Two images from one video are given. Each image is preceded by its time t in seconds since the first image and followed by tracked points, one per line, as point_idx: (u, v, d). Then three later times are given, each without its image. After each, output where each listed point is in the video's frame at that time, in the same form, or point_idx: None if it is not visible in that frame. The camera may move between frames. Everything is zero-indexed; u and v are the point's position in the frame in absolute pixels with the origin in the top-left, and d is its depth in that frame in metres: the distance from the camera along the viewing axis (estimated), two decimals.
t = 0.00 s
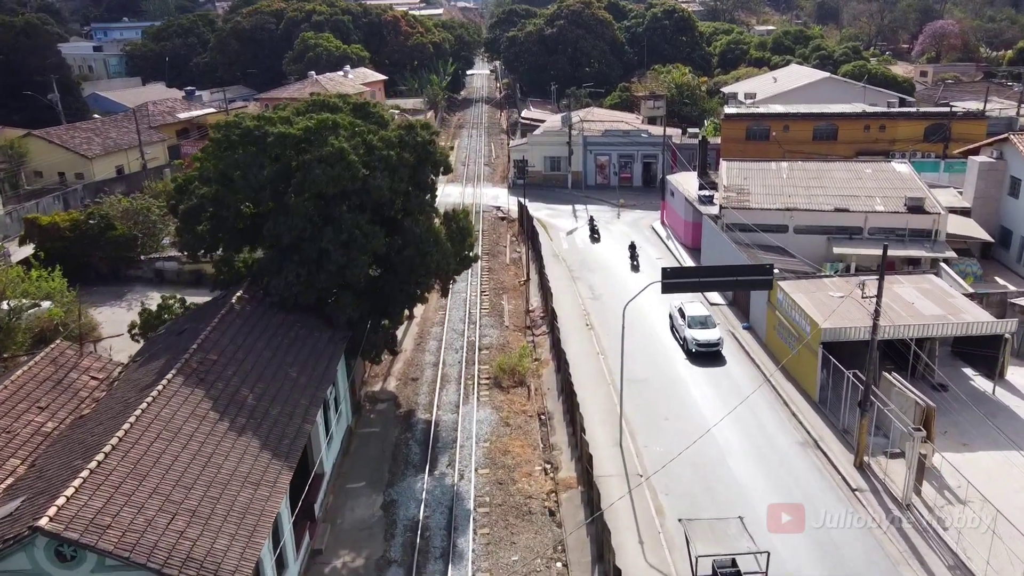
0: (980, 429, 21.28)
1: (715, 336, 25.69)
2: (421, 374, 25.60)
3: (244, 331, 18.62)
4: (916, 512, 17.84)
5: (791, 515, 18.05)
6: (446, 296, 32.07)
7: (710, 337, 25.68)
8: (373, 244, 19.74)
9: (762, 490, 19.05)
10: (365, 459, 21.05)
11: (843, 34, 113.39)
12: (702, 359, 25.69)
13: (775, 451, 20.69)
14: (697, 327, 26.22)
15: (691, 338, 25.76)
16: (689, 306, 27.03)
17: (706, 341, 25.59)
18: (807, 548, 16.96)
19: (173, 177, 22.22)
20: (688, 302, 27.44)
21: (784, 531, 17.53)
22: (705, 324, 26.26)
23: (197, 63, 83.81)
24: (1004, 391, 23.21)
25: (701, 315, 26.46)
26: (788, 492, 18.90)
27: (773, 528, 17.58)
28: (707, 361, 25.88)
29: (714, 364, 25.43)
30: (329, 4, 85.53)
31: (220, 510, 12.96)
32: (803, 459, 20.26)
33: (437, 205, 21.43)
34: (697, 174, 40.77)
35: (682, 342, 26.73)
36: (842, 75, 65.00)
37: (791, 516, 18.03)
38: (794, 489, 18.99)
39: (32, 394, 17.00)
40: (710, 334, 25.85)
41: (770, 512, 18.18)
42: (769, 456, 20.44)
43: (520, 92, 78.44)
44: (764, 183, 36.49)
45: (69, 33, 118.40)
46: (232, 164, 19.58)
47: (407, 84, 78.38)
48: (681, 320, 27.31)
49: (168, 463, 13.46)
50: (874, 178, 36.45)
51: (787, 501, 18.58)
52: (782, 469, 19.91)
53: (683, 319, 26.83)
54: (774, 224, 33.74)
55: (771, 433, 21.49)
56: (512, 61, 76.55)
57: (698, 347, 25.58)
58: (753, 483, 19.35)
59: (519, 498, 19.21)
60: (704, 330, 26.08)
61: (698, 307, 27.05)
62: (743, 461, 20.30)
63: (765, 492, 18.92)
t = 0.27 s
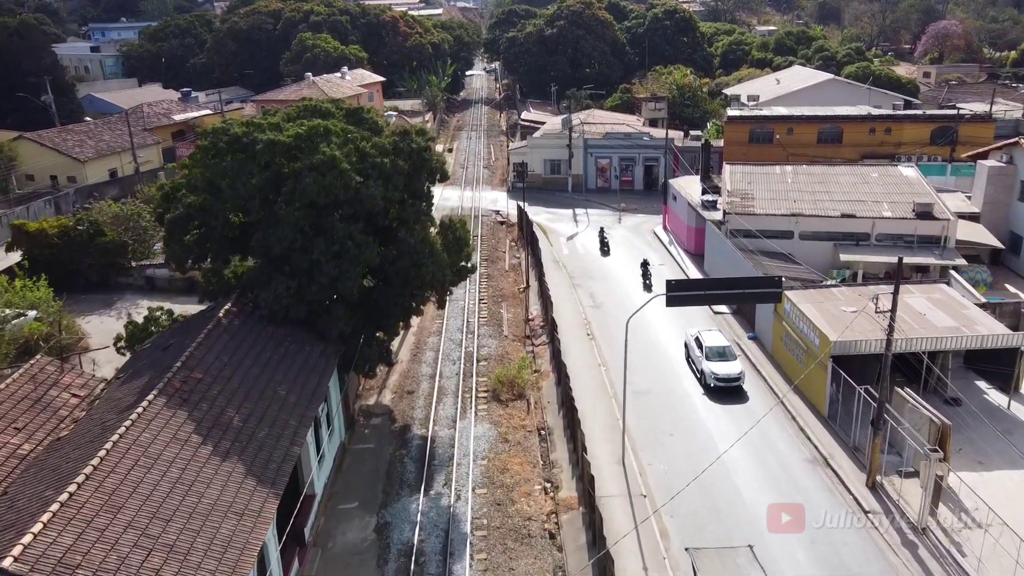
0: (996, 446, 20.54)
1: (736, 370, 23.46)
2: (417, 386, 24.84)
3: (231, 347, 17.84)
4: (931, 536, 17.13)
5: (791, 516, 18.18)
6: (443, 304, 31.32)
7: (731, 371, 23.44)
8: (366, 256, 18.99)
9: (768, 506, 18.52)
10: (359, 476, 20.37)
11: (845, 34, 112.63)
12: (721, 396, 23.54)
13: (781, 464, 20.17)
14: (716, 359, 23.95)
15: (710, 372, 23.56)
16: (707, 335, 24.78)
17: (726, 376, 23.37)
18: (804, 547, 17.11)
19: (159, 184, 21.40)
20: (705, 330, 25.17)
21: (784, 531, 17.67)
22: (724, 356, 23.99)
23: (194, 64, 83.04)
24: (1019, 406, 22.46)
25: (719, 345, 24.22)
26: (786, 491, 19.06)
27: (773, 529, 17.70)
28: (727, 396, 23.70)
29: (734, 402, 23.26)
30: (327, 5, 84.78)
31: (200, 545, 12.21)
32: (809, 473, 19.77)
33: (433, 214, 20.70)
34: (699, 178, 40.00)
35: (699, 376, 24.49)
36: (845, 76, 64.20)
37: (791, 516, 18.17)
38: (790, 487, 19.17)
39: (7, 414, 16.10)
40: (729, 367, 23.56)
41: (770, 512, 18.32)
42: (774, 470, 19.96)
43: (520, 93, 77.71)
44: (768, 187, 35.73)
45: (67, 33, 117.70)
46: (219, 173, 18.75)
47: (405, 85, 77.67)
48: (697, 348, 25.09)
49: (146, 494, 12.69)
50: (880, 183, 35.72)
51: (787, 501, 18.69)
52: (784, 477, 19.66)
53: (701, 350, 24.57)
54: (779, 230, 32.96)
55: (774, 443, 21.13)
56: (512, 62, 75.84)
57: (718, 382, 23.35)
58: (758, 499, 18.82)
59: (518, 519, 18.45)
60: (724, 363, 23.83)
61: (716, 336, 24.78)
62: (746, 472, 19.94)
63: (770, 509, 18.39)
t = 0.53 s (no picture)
0: (1014, 464, 19.77)
1: (761, 413, 21.10)
2: (413, 400, 24.10)
3: (217, 364, 17.09)
4: (949, 562, 16.37)
5: (792, 516, 18.28)
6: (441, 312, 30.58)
7: (755, 413, 21.08)
8: (359, 268, 18.24)
9: (773, 523, 18.00)
10: (353, 494, 19.65)
11: (846, 34, 111.82)
12: (742, 440, 21.27)
13: (786, 478, 19.65)
14: (739, 400, 21.53)
15: (731, 414, 21.24)
16: (728, 370, 22.47)
17: (749, 419, 21.03)
18: (800, 547, 17.24)
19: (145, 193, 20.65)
20: (727, 365, 22.78)
21: (785, 530, 17.77)
22: (747, 396, 21.65)
23: (191, 65, 82.30)
24: None
25: (742, 382, 21.87)
26: (786, 498, 18.90)
27: (773, 529, 17.81)
28: (750, 441, 21.40)
29: (758, 447, 20.98)
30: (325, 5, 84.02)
31: None
32: (814, 486, 19.27)
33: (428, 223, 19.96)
34: (702, 182, 39.26)
35: (720, 417, 22.13)
36: (849, 77, 63.43)
37: (790, 516, 18.28)
38: (791, 495, 18.95)
39: None
40: (753, 409, 21.23)
41: (770, 512, 18.43)
42: (779, 484, 19.46)
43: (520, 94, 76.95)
44: (773, 192, 34.95)
45: (64, 34, 117.02)
46: (206, 182, 17.98)
47: (404, 86, 76.96)
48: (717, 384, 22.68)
49: (120, 527, 11.95)
50: (887, 188, 34.98)
51: (786, 499, 18.79)
52: (787, 487, 19.31)
53: (722, 387, 22.22)
54: (784, 236, 32.19)
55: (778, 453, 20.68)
56: (512, 63, 75.12)
57: (739, 426, 21.05)
58: (762, 516, 18.29)
59: (517, 543, 17.70)
60: (747, 403, 21.50)
61: (739, 372, 22.39)
62: (749, 485, 19.51)
63: (775, 526, 17.87)
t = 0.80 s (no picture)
0: None
1: (791, 464, 18.87)
2: (409, 413, 23.37)
3: (202, 381, 16.35)
4: None
5: (791, 516, 18.28)
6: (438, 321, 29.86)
7: (785, 464, 18.85)
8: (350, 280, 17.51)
9: (781, 543, 17.34)
10: (345, 514, 18.97)
11: (848, 34, 111.02)
12: (771, 494, 18.99)
13: (794, 496, 18.99)
14: (767, 449, 19.30)
15: (758, 466, 19.02)
16: (752, 413, 20.27)
17: (778, 472, 18.80)
18: (800, 547, 17.19)
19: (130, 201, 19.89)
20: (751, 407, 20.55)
21: (784, 530, 17.78)
22: (774, 443, 19.42)
23: (188, 66, 81.54)
24: None
25: (768, 428, 19.66)
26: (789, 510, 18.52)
27: (773, 528, 17.84)
28: (780, 495, 19.11)
29: (790, 503, 18.69)
30: (323, 5, 83.27)
31: None
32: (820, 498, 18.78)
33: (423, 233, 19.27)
34: (705, 186, 38.51)
35: (745, 467, 19.92)
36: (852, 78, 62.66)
37: (791, 516, 18.27)
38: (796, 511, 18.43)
39: None
40: (783, 459, 18.98)
41: (770, 512, 18.44)
42: (786, 500, 18.85)
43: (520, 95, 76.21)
44: (777, 197, 34.23)
45: (61, 34, 116.24)
46: (190, 191, 17.22)
47: (402, 87, 76.25)
48: (740, 429, 20.46)
49: (93, 561, 11.22)
50: (894, 193, 34.27)
51: (786, 501, 18.82)
52: (794, 504, 18.72)
53: (746, 433, 20.03)
54: (790, 242, 31.46)
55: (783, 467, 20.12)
56: (511, 64, 74.37)
57: (767, 479, 18.85)
58: (771, 536, 17.63)
59: (515, 567, 16.98)
60: (775, 453, 19.24)
61: (765, 416, 20.16)
62: (756, 502, 18.88)
63: (784, 546, 17.22)
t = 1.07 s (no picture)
0: None
1: (832, 531, 16.44)
2: (404, 428, 22.62)
3: (185, 401, 15.60)
4: None
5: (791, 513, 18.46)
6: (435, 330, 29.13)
7: (826, 531, 16.42)
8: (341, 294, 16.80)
9: (790, 567, 16.64)
10: (336, 536, 18.21)
11: (849, 34, 110.24)
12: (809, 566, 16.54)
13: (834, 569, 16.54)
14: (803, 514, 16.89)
15: (794, 534, 16.59)
16: (785, 470, 17.86)
17: (817, 541, 16.38)
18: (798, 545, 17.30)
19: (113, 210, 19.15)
20: (782, 461, 18.25)
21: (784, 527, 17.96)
22: (811, 507, 17.03)
23: (185, 66, 80.79)
24: None
25: (803, 488, 17.28)
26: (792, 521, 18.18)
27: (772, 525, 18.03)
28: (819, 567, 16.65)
29: None
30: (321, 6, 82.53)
31: None
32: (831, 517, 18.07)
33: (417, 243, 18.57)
34: (708, 191, 37.79)
35: (777, 532, 17.46)
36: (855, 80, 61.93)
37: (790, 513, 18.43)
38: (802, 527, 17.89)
39: None
40: (822, 526, 16.58)
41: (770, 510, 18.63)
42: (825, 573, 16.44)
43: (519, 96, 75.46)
44: (782, 202, 33.51)
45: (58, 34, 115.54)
46: (174, 202, 16.47)
47: (401, 88, 75.53)
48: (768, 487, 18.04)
49: None
50: (902, 198, 33.55)
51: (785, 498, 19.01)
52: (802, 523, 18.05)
53: (777, 492, 17.65)
54: (795, 249, 30.72)
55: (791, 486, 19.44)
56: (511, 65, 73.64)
57: (804, 549, 16.42)
58: (780, 561, 16.87)
59: None
60: (813, 518, 16.83)
61: (798, 472, 17.81)
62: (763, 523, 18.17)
63: (793, 570, 16.53)
